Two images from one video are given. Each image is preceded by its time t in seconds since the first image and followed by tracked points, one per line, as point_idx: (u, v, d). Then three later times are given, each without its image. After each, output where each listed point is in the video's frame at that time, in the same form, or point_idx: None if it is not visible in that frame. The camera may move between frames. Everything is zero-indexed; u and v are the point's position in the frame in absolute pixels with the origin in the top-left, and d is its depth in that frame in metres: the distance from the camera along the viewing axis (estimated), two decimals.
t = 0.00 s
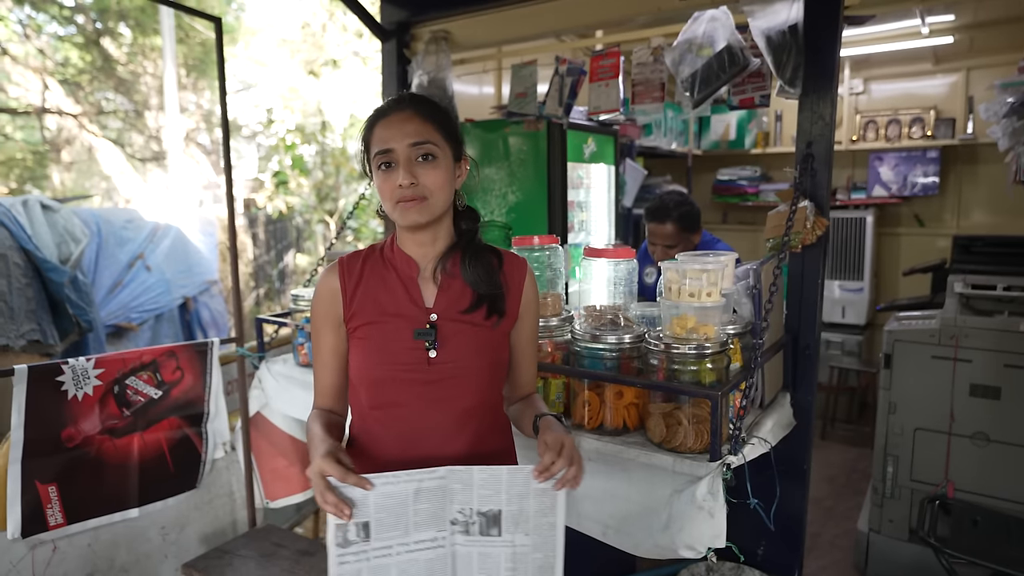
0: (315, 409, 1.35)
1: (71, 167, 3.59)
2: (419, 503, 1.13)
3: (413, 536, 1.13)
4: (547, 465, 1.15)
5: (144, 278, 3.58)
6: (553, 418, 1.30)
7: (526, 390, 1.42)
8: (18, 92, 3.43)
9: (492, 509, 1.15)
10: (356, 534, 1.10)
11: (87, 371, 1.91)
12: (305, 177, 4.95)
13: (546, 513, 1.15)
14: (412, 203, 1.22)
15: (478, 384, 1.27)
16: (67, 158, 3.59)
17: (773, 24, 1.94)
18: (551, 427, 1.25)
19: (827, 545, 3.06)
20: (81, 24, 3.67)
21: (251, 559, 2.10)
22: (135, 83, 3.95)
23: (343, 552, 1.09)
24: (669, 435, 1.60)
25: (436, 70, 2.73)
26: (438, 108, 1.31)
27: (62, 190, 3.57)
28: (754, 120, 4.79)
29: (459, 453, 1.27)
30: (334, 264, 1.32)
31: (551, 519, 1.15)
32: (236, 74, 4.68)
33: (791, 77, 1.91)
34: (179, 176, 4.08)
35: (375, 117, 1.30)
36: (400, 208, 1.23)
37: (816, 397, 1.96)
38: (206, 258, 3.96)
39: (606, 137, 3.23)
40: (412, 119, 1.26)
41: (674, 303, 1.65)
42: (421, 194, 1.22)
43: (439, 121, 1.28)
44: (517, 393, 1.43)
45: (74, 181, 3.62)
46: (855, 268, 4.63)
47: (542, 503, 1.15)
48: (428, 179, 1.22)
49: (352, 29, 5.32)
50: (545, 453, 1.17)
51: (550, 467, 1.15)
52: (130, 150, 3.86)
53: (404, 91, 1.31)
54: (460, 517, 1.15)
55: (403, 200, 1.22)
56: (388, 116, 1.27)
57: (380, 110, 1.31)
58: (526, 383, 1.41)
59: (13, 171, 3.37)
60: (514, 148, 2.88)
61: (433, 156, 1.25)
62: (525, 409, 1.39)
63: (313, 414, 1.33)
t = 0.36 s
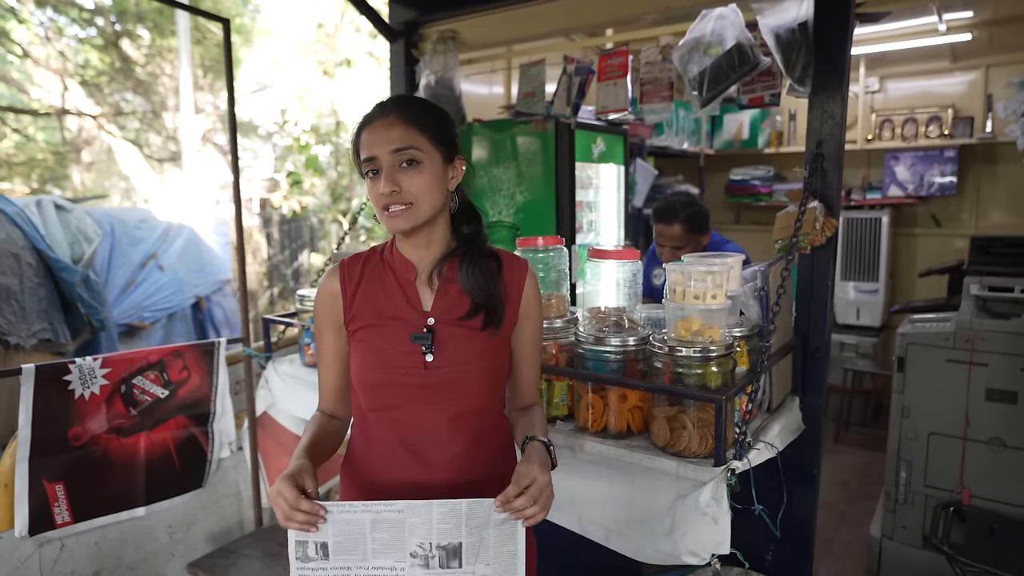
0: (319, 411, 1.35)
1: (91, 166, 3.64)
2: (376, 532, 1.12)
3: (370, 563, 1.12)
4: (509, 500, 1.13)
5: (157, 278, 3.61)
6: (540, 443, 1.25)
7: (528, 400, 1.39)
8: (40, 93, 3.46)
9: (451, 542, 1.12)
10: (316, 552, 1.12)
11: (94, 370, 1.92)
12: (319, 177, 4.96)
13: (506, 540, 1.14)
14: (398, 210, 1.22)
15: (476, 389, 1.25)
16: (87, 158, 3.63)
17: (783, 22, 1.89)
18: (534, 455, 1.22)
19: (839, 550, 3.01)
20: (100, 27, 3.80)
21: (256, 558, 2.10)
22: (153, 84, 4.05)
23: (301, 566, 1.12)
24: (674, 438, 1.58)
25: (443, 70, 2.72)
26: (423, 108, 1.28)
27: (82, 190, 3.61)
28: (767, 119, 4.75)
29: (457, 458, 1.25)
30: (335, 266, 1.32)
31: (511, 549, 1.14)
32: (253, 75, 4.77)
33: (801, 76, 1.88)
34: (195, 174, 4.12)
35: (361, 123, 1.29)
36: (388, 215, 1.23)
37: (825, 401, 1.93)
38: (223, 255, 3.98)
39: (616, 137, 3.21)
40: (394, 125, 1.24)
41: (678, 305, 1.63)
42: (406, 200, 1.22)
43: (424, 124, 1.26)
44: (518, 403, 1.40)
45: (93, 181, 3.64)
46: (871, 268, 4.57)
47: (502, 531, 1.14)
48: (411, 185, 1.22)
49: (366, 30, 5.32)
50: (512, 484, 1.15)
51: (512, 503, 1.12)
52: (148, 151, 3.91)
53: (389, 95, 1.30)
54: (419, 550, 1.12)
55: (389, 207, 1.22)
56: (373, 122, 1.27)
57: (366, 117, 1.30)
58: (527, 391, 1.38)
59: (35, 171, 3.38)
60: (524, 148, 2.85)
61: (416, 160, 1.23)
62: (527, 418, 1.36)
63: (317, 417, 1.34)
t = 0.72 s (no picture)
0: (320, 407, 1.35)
1: (111, 167, 3.70)
2: (391, 498, 1.12)
3: (389, 522, 1.14)
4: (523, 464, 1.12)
5: (170, 277, 3.64)
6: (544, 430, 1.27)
7: (530, 395, 1.38)
8: (62, 95, 3.53)
9: (466, 509, 1.11)
10: (336, 508, 1.15)
11: (105, 368, 1.95)
12: (333, 177, 4.97)
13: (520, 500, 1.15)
14: (404, 202, 1.21)
15: (479, 390, 1.24)
16: (108, 159, 3.70)
17: (792, 20, 1.88)
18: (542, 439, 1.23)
19: (851, 555, 2.97)
20: (121, 28, 3.79)
21: (263, 557, 2.11)
22: (172, 86, 4.04)
23: (325, 518, 1.16)
24: (679, 441, 1.57)
25: (452, 70, 2.72)
26: (435, 104, 1.29)
27: (102, 189, 3.67)
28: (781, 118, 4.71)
29: (460, 459, 1.24)
30: (336, 266, 1.32)
31: (525, 504, 1.16)
32: (269, 75, 4.78)
33: (812, 74, 1.86)
34: (212, 175, 4.15)
35: (373, 114, 1.29)
36: (394, 207, 1.22)
37: (836, 404, 1.90)
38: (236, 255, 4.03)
39: (626, 137, 3.19)
40: (406, 117, 1.25)
41: (684, 306, 1.61)
42: (413, 191, 1.21)
43: (434, 119, 1.26)
44: (521, 398, 1.39)
45: (113, 181, 3.71)
46: (887, 270, 4.51)
47: (514, 491, 1.14)
48: (419, 178, 1.21)
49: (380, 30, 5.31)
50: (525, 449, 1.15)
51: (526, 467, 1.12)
52: (166, 151, 3.95)
53: (399, 91, 1.30)
54: (435, 517, 1.11)
55: (396, 199, 1.21)
56: (383, 114, 1.26)
57: (378, 109, 1.30)
58: (529, 386, 1.37)
59: (58, 172, 3.48)
60: (534, 148, 2.83)
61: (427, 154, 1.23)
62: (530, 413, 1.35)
63: (317, 412, 1.34)
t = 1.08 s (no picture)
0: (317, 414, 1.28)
1: (133, 167, 3.91)
2: (415, 525, 1.06)
3: (405, 548, 1.07)
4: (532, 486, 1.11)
5: (185, 276, 3.71)
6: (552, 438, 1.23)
7: (533, 403, 1.34)
8: (84, 96, 3.72)
9: (485, 549, 1.06)
10: (357, 521, 1.09)
11: (114, 367, 1.97)
12: (349, 177, 5.09)
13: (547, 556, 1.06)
14: (414, 199, 1.18)
15: (482, 396, 1.20)
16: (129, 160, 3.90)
17: (803, 17, 1.85)
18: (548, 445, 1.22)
19: (863, 560, 2.93)
20: (141, 30, 3.99)
21: (270, 555, 2.12)
22: (190, 87, 4.22)
23: (341, 532, 1.10)
24: (684, 444, 1.54)
25: (462, 70, 2.72)
26: (447, 106, 1.27)
27: (123, 189, 3.87)
28: (797, 118, 4.64)
29: (459, 465, 1.21)
30: (340, 264, 1.26)
31: (533, 531, 1.17)
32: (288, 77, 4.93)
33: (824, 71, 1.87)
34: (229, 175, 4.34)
35: (383, 112, 1.27)
36: (403, 204, 1.19)
37: (846, 408, 1.87)
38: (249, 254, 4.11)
39: (637, 136, 3.17)
40: (416, 116, 1.23)
41: (690, 308, 1.60)
42: (423, 189, 1.18)
43: (446, 120, 1.25)
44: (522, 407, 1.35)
45: (134, 181, 3.92)
46: (903, 271, 4.44)
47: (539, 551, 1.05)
48: (430, 176, 1.18)
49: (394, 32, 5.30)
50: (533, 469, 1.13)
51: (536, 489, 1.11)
52: (185, 152, 4.15)
53: (410, 90, 1.28)
54: (453, 556, 1.03)
55: (406, 196, 1.18)
56: (392, 113, 1.24)
57: (387, 107, 1.27)
58: (532, 394, 1.33)
59: (80, 172, 3.66)
60: (544, 148, 2.81)
61: (437, 153, 1.21)
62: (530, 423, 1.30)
63: (316, 420, 1.26)
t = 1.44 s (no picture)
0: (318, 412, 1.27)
1: (151, 167, 4.88)
2: (428, 544, 1.06)
3: (403, 568, 1.05)
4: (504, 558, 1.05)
5: (199, 274, 3.83)
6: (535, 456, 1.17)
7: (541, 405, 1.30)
8: (104, 98, 4.61)
9: None
10: (369, 528, 1.09)
11: (125, 364, 1.98)
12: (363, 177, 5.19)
13: None
14: (424, 203, 1.17)
15: (486, 397, 1.18)
16: (147, 160, 4.86)
17: (814, 14, 1.81)
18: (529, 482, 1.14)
19: (876, 564, 2.90)
20: (159, 33, 4.86)
21: (278, 553, 2.12)
22: (207, 88, 5.13)
23: (349, 531, 1.09)
24: (690, 445, 1.53)
25: (471, 69, 2.72)
26: (454, 108, 1.26)
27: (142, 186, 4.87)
28: (812, 116, 4.57)
29: (463, 467, 1.19)
30: (344, 265, 1.26)
31: None
32: (304, 78, 5.17)
33: (836, 68, 1.82)
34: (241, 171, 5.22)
35: (389, 112, 1.25)
36: (412, 208, 1.18)
37: (858, 410, 1.84)
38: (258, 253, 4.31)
39: (647, 135, 3.15)
40: (424, 117, 1.21)
41: (697, 307, 1.58)
42: (433, 194, 1.17)
43: (454, 122, 1.23)
44: (528, 409, 1.30)
45: (152, 180, 4.91)
46: (920, 272, 4.37)
47: None
48: (441, 179, 1.17)
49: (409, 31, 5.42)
50: (505, 538, 1.06)
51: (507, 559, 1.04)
52: (203, 153, 5.12)
53: (417, 90, 1.26)
54: None
55: (415, 201, 1.17)
56: (401, 113, 1.22)
57: (393, 107, 1.25)
58: (540, 395, 1.28)
59: (98, 173, 4.61)
60: (555, 147, 2.80)
61: (448, 157, 1.20)
62: (536, 425, 1.26)
63: (317, 417, 1.26)
